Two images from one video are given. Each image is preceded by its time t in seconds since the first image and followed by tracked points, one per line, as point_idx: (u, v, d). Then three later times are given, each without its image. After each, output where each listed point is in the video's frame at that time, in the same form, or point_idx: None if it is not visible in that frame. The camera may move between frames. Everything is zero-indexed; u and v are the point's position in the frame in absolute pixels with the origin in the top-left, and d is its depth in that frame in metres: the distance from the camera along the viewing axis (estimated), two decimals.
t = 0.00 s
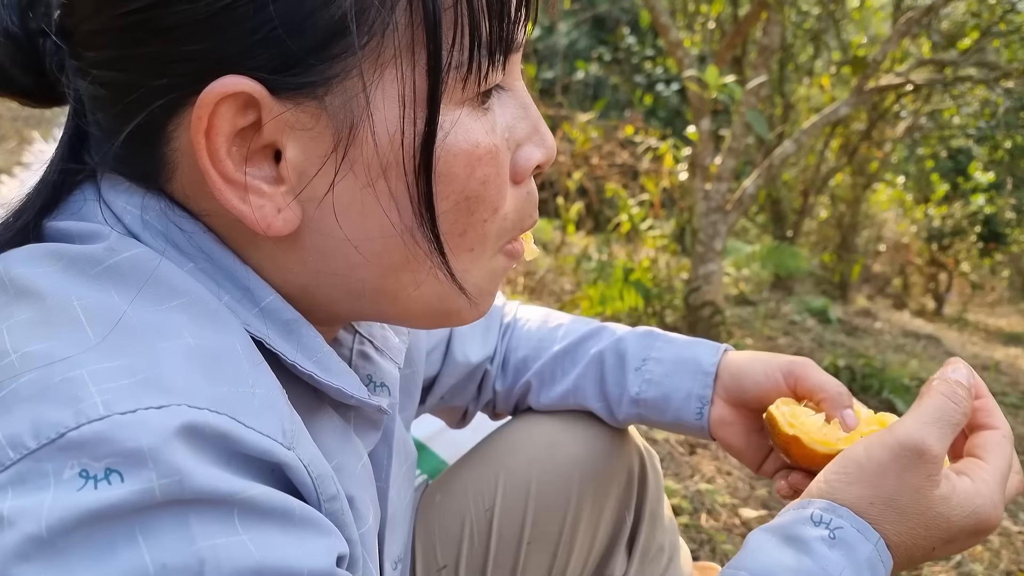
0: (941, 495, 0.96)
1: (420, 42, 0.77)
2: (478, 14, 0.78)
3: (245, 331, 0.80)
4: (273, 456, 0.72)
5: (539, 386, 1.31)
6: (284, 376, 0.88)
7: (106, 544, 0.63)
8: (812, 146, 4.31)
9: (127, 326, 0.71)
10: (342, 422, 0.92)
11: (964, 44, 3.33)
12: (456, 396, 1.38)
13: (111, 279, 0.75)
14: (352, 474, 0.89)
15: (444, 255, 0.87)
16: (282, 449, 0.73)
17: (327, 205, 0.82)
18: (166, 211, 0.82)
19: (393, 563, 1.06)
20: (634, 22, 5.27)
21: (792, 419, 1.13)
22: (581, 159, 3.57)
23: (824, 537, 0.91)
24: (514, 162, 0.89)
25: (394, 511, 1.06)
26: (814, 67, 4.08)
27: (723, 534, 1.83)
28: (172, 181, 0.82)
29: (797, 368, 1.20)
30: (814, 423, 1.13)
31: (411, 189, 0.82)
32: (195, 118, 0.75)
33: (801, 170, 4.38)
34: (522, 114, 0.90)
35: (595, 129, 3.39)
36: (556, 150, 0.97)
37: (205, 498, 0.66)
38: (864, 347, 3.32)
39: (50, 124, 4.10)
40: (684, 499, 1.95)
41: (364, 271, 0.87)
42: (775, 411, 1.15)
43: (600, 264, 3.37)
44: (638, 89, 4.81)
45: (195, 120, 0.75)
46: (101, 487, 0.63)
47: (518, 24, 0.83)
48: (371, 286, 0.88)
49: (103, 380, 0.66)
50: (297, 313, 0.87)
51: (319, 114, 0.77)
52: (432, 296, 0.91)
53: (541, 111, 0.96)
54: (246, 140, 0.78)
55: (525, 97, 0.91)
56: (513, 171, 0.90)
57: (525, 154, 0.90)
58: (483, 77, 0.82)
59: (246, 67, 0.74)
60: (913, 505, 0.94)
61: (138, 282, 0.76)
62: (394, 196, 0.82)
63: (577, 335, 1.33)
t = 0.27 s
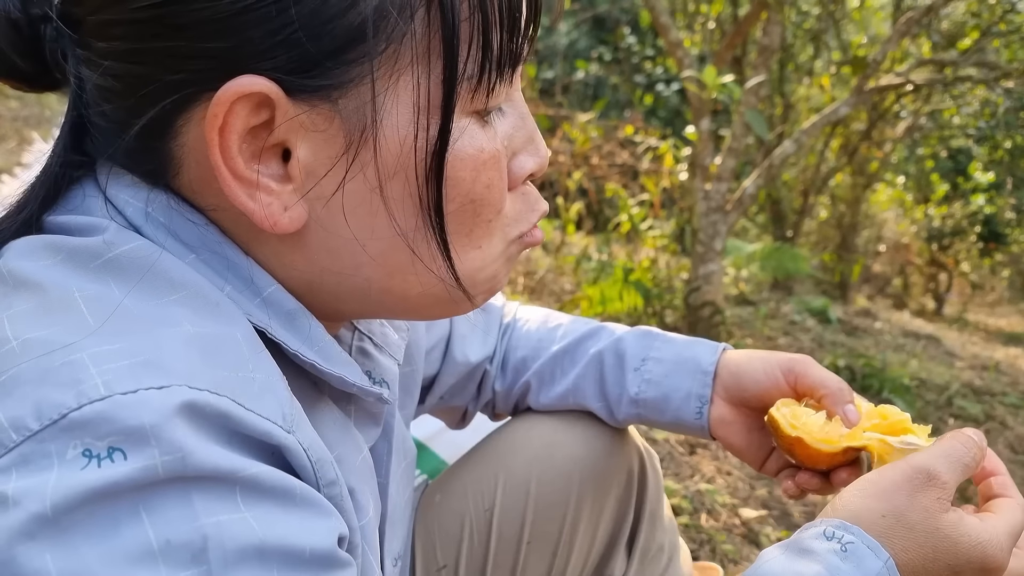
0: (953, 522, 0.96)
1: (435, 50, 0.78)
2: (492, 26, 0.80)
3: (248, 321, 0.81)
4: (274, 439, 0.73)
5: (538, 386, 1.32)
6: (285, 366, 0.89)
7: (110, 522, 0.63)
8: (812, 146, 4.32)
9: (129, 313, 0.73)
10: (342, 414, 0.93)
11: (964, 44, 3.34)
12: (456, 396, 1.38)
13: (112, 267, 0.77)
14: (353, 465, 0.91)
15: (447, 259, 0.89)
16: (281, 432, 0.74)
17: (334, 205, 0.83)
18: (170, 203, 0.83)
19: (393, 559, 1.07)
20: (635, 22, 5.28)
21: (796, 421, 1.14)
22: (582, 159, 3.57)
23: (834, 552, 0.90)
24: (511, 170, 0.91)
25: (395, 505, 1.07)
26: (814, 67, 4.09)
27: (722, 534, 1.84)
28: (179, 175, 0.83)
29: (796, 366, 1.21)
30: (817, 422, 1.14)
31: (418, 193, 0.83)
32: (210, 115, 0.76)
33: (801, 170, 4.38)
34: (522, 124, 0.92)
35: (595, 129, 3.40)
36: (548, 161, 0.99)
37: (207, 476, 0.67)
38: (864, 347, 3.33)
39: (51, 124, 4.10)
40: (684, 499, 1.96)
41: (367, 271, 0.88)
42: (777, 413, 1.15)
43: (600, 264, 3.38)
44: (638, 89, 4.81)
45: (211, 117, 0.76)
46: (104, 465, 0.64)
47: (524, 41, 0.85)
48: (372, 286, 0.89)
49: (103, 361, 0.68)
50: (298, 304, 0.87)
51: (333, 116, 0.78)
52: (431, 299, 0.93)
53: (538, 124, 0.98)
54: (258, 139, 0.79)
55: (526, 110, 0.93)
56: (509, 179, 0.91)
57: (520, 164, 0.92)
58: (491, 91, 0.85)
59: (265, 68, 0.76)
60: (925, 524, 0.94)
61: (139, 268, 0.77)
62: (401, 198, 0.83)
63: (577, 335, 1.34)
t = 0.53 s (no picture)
0: (955, 531, 0.96)
1: (435, 52, 0.78)
2: (491, 29, 0.80)
3: (248, 314, 0.81)
4: (274, 428, 0.73)
5: (538, 386, 1.32)
6: (284, 359, 0.88)
7: (113, 510, 0.63)
8: (812, 146, 4.32)
9: (128, 305, 0.72)
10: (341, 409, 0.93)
11: (964, 44, 3.34)
12: (456, 396, 1.38)
13: (111, 259, 0.76)
14: (352, 459, 0.91)
15: (442, 259, 0.89)
16: (281, 422, 0.74)
17: (330, 203, 0.83)
18: (168, 199, 0.82)
19: (392, 557, 1.07)
20: (634, 22, 5.27)
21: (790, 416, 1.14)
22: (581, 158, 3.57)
23: (836, 556, 0.90)
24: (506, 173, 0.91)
25: (394, 501, 1.07)
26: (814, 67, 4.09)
27: (723, 534, 1.84)
28: (177, 172, 0.83)
29: (793, 362, 1.21)
30: (810, 417, 1.14)
31: (413, 193, 0.83)
32: (211, 110, 0.76)
33: (801, 170, 4.38)
34: (517, 127, 0.91)
35: (595, 129, 3.39)
36: (543, 165, 0.99)
37: (209, 463, 0.67)
38: (864, 347, 3.33)
39: (50, 124, 4.10)
40: (684, 499, 1.95)
41: (361, 269, 0.88)
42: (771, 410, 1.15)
43: (600, 264, 3.37)
44: (638, 89, 4.81)
45: (211, 112, 0.76)
46: (107, 453, 0.63)
47: (521, 47, 0.85)
48: (366, 284, 0.89)
49: (103, 351, 0.68)
50: (297, 297, 0.87)
51: (332, 115, 0.78)
52: (424, 298, 0.93)
53: (533, 128, 0.97)
54: (256, 135, 0.79)
55: (521, 113, 0.93)
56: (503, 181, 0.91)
57: (516, 166, 0.92)
58: (488, 95, 0.85)
59: (267, 65, 0.75)
60: (925, 532, 0.94)
61: (138, 259, 0.77)
62: (397, 198, 0.83)
63: (576, 335, 1.33)
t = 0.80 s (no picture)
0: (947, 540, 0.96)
1: (433, 51, 0.79)
2: (488, 30, 0.80)
3: (245, 312, 0.81)
4: (270, 422, 0.73)
5: (538, 385, 1.32)
6: (281, 356, 0.88)
7: (110, 503, 0.63)
8: (812, 146, 4.32)
9: (124, 301, 0.73)
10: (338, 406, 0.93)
11: (964, 44, 3.34)
12: (455, 396, 1.38)
13: (107, 256, 0.77)
14: (349, 456, 0.91)
15: (437, 257, 0.89)
16: (277, 417, 0.74)
17: (326, 201, 0.83)
18: (166, 196, 0.83)
19: (390, 555, 1.07)
20: (634, 22, 5.28)
21: (787, 410, 1.14)
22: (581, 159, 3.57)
23: (833, 560, 0.91)
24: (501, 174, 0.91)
25: (391, 499, 1.07)
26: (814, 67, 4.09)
27: (723, 534, 1.84)
28: (174, 167, 0.83)
29: (789, 357, 1.22)
30: (807, 411, 1.14)
31: (409, 191, 0.83)
32: (209, 105, 0.76)
33: (801, 170, 4.38)
34: (513, 128, 0.92)
35: (595, 129, 3.39)
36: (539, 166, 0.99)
37: (206, 457, 0.67)
38: (864, 348, 3.33)
39: (50, 124, 4.10)
40: (684, 499, 1.95)
41: (357, 266, 0.88)
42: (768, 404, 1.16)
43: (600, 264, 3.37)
44: (638, 89, 4.82)
45: (209, 107, 0.76)
46: (103, 446, 0.64)
47: (518, 50, 0.85)
48: (363, 280, 0.89)
49: (98, 346, 0.68)
50: (293, 295, 0.87)
51: (329, 112, 0.78)
52: (420, 294, 0.93)
53: (528, 128, 0.97)
54: (253, 131, 0.79)
55: (516, 114, 0.93)
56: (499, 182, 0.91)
57: (511, 168, 0.92)
58: (485, 95, 0.85)
59: (266, 61, 0.75)
60: (917, 539, 0.94)
61: (134, 256, 0.77)
62: (393, 195, 0.83)
63: (575, 334, 1.34)
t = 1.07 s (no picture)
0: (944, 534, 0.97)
1: (435, 52, 0.79)
2: (490, 33, 0.80)
3: (244, 315, 0.81)
4: (268, 425, 0.73)
5: (538, 385, 1.32)
6: (280, 358, 0.88)
7: (109, 506, 0.63)
8: (812, 146, 4.32)
9: (122, 303, 0.73)
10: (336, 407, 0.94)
11: (964, 44, 3.34)
12: (454, 396, 1.38)
13: (104, 259, 0.77)
14: (347, 457, 0.91)
15: (435, 257, 0.89)
16: (276, 419, 0.74)
17: (326, 199, 0.83)
18: (165, 197, 0.83)
19: (388, 556, 1.07)
20: (634, 22, 5.28)
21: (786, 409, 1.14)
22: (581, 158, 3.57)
23: (832, 559, 0.91)
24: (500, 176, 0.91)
25: (390, 500, 1.07)
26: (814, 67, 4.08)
27: (723, 534, 1.84)
28: (172, 166, 0.83)
29: (788, 355, 1.22)
30: (806, 409, 1.14)
31: (409, 190, 0.83)
32: (209, 103, 0.75)
33: (801, 170, 4.38)
34: (511, 130, 0.92)
35: (595, 129, 3.39)
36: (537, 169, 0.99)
37: (205, 460, 0.67)
38: (864, 347, 3.33)
39: (50, 124, 4.10)
40: (684, 499, 1.95)
41: (355, 264, 0.88)
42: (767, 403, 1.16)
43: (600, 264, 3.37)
44: (638, 89, 4.82)
45: (209, 105, 0.76)
46: (102, 450, 0.64)
47: (519, 53, 0.86)
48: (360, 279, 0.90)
49: (96, 349, 0.68)
50: (291, 295, 0.87)
51: (329, 111, 0.78)
52: (417, 293, 0.93)
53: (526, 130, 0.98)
54: (253, 129, 0.79)
55: (515, 117, 0.93)
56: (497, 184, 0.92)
57: (509, 170, 0.92)
58: (485, 97, 0.85)
59: (267, 60, 0.75)
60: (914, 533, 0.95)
61: (132, 259, 0.77)
62: (392, 195, 0.83)
63: (576, 335, 1.34)
